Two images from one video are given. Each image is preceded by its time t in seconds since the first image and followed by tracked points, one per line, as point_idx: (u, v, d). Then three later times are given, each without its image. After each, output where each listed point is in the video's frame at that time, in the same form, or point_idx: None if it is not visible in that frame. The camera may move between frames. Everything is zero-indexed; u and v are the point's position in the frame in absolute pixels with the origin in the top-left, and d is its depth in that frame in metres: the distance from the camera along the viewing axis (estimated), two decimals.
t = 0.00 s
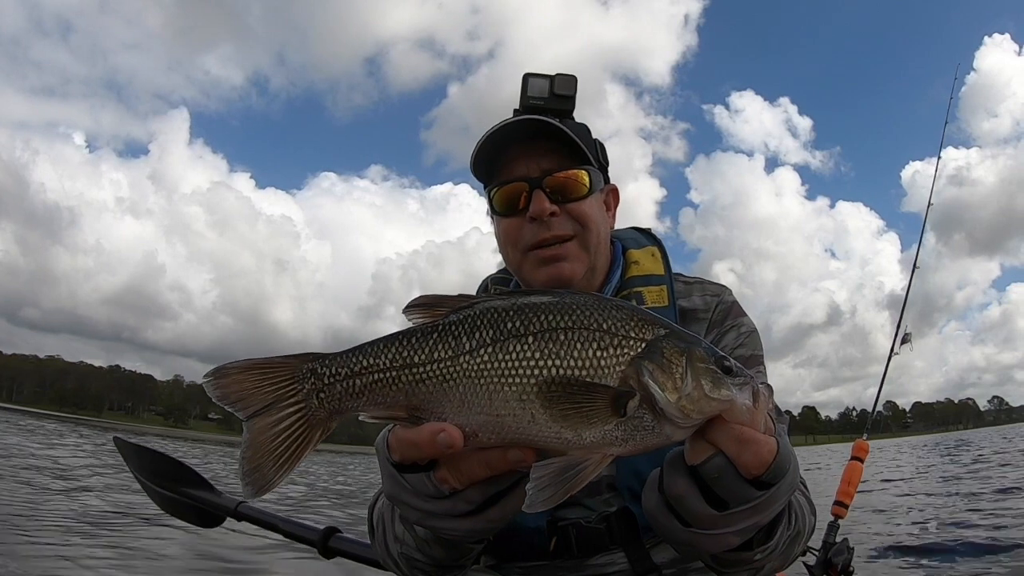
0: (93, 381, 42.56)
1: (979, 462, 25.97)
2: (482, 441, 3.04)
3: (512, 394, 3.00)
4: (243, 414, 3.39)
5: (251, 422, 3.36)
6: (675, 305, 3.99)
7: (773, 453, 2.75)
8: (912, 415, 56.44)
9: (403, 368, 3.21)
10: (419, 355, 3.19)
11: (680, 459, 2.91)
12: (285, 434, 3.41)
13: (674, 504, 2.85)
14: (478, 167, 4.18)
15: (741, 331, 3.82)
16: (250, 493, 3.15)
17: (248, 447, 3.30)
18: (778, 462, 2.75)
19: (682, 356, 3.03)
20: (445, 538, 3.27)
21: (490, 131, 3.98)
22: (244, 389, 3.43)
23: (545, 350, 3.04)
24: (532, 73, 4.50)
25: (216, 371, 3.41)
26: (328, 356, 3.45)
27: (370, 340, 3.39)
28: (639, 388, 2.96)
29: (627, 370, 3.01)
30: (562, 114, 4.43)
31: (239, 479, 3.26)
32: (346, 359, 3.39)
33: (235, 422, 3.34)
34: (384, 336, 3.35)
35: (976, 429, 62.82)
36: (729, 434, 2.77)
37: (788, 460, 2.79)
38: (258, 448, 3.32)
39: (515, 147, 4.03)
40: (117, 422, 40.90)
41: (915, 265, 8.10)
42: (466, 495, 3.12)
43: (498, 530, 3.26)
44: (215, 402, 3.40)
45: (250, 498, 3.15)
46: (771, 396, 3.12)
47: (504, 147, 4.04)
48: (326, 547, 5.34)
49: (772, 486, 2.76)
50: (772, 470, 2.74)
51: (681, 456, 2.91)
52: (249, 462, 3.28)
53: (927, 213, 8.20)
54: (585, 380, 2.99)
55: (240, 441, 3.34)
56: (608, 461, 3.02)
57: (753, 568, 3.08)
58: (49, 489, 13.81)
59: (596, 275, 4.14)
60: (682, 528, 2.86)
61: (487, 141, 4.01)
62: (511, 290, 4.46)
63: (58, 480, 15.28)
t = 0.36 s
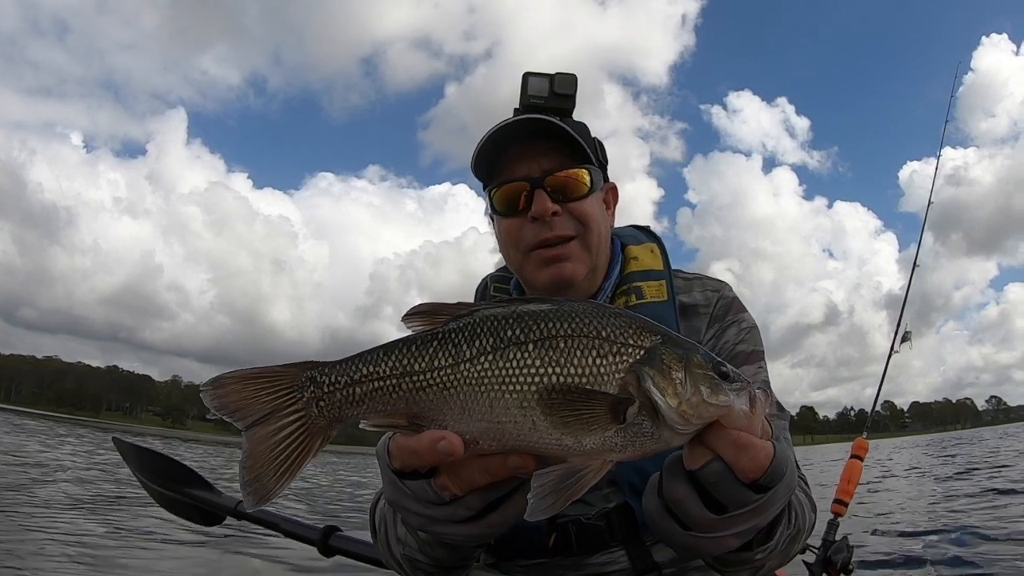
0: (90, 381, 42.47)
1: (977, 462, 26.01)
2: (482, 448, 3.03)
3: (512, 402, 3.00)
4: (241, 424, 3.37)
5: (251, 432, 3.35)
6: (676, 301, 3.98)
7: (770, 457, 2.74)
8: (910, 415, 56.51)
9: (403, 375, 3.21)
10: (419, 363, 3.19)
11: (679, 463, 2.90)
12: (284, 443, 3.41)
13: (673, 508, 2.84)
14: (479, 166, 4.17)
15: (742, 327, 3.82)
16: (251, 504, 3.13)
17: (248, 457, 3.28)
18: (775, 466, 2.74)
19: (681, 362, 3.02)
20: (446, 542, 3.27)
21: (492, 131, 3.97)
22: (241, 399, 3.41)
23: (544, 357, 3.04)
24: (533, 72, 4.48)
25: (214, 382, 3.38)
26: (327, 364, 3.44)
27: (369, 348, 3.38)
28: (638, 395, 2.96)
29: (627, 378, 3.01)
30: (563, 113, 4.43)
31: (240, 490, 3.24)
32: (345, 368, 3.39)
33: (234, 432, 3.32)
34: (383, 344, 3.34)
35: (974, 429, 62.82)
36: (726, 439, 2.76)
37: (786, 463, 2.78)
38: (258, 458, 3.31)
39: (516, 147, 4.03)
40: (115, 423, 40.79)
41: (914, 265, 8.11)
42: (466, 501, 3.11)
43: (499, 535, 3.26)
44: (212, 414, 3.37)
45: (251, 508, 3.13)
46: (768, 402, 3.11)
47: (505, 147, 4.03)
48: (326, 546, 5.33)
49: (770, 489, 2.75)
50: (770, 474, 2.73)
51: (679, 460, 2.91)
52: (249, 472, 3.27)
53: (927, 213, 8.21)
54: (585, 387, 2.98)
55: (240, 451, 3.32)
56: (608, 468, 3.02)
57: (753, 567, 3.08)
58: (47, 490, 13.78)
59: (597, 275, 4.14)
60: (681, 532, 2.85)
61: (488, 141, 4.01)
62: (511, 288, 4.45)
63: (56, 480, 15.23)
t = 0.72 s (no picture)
0: (88, 382, 42.40)
1: (975, 462, 26.02)
2: (476, 458, 3.02)
3: (505, 411, 2.98)
4: (234, 438, 3.35)
5: (243, 446, 3.33)
6: (676, 302, 3.97)
7: (764, 461, 2.74)
8: (909, 415, 56.53)
9: (395, 386, 3.20)
10: (411, 374, 3.17)
11: (673, 467, 2.90)
12: (277, 456, 3.39)
13: (668, 512, 2.84)
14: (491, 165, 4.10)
15: (742, 328, 3.81)
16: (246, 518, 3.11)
17: (242, 472, 3.26)
18: (769, 469, 2.74)
19: (673, 367, 3.01)
20: (442, 550, 3.26)
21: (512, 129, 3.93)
22: (233, 413, 3.39)
23: (536, 366, 3.02)
24: (545, 70, 4.44)
25: (205, 396, 3.36)
26: (318, 377, 3.44)
27: (361, 359, 3.37)
28: (631, 402, 2.95)
29: (619, 385, 3.00)
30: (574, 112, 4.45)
31: (234, 505, 3.22)
32: (337, 379, 3.37)
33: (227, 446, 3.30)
34: (375, 355, 3.33)
35: (972, 429, 62.86)
36: (720, 443, 2.76)
37: (781, 466, 2.77)
38: (252, 472, 3.29)
39: (532, 146, 3.99)
40: (113, 424, 40.72)
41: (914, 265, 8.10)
42: (461, 511, 3.11)
43: (495, 543, 3.25)
44: (204, 428, 3.34)
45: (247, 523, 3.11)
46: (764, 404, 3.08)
47: (521, 146, 3.99)
48: (325, 545, 5.32)
49: (765, 493, 2.75)
50: (765, 477, 2.73)
51: (674, 464, 2.91)
52: (243, 486, 3.24)
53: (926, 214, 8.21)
54: (577, 395, 2.97)
55: (233, 466, 3.30)
56: (603, 475, 3.00)
57: (749, 569, 3.07)
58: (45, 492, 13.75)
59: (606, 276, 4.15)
60: (676, 536, 2.85)
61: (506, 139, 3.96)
62: (511, 288, 4.44)
63: (54, 482, 15.21)
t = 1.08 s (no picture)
0: (86, 382, 42.31)
1: (973, 461, 26.04)
2: (469, 457, 3.02)
3: (499, 410, 2.98)
4: (230, 433, 3.35)
5: (240, 440, 3.33)
6: (677, 305, 3.97)
7: (762, 465, 2.73)
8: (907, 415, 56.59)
9: (390, 383, 3.20)
10: (406, 371, 3.17)
11: (669, 470, 2.90)
12: (273, 452, 3.39)
13: (664, 516, 2.85)
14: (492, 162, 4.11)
15: (743, 331, 3.81)
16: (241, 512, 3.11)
17: (238, 466, 3.26)
18: (767, 474, 2.73)
19: (670, 368, 3.01)
20: (436, 550, 3.27)
21: (512, 128, 3.94)
22: (230, 407, 3.38)
23: (531, 364, 3.02)
24: (550, 69, 4.46)
25: (202, 390, 3.36)
26: (314, 372, 3.43)
27: (356, 356, 3.37)
28: (626, 403, 2.94)
29: (614, 385, 2.99)
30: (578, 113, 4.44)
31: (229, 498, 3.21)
32: (332, 375, 3.37)
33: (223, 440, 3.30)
34: (371, 351, 3.33)
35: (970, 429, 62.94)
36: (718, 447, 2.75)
37: (778, 471, 2.76)
38: (248, 466, 3.29)
39: (532, 146, 4.00)
40: (111, 424, 40.64)
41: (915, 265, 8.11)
42: (454, 510, 3.12)
43: (489, 543, 3.26)
44: (201, 422, 3.34)
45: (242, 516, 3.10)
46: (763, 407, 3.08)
47: (522, 145, 4.00)
48: (327, 547, 5.31)
49: (762, 498, 2.74)
50: (762, 482, 2.72)
51: (671, 467, 2.91)
52: (239, 480, 3.24)
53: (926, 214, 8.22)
54: (571, 395, 2.96)
55: (229, 460, 3.30)
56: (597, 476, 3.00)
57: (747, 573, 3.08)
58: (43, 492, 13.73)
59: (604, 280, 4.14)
60: (672, 539, 2.85)
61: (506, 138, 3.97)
62: (512, 289, 4.44)
63: (53, 482, 15.19)
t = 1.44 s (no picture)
0: (84, 384, 42.26)
1: (972, 462, 26.06)
2: (461, 444, 3.00)
3: (490, 396, 2.96)
4: (221, 422, 3.33)
5: (231, 430, 3.31)
6: (676, 302, 3.96)
7: (756, 448, 2.72)
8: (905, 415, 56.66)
9: (381, 371, 3.18)
10: (397, 358, 3.15)
11: (664, 456, 2.89)
12: (265, 441, 3.37)
13: (658, 502, 2.84)
14: (481, 164, 4.13)
15: (741, 327, 3.80)
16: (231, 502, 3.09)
17: (228, 455, 3.24)
18: (761, 457, 2.72)
19: (662, 352, 3.00)
20: (430, 541, 3.24)
21: (496, 130, 3.94)
22: (221, 397, 3.37)
23: (522, 350, 3.00)
24: (539, 70, 4.47)
25: (194, 381, 3.35)
26: (305, 361, 3.41)
27: (347, 345, 3.35)
28: (618, 387, 2.93)
29: (606, 369, 2.98)
30: (567, 112, 4.40)
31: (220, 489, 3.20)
32: (323, 364, 3.35)
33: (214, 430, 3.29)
34: (362, 340, 3.31)
35: (968, 429, 63.03)
36: (711, 431, 2.74)
37: (773, 454, 2.75)
38: (238, 456, 3.27)
39: (520, 147, 4.00)
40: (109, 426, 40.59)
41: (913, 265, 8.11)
42: (447, 499, 3.09)
43: (483, 533, 3.24)
44: (192, 412, 3.33)
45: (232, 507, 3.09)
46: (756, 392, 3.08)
47: (508, 145, 4.00)
48: (326, 543, 5.28)
49: (757, 482, 2.72)
50: (756, 466, 2.71)
51: (665, 454, 2.90)
52: (229, 470, 3.22)
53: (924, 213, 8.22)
54: (563, 379, 2.95)
55: (220, 449, 3.29)
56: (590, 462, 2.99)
57: (746, 564, 3.04)
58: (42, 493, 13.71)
59: (599, 277, 4.13)
60: (667, 526, 2.84)
61: (491, 140, 3.98)
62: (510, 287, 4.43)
63: (51, 483, 15.18)
